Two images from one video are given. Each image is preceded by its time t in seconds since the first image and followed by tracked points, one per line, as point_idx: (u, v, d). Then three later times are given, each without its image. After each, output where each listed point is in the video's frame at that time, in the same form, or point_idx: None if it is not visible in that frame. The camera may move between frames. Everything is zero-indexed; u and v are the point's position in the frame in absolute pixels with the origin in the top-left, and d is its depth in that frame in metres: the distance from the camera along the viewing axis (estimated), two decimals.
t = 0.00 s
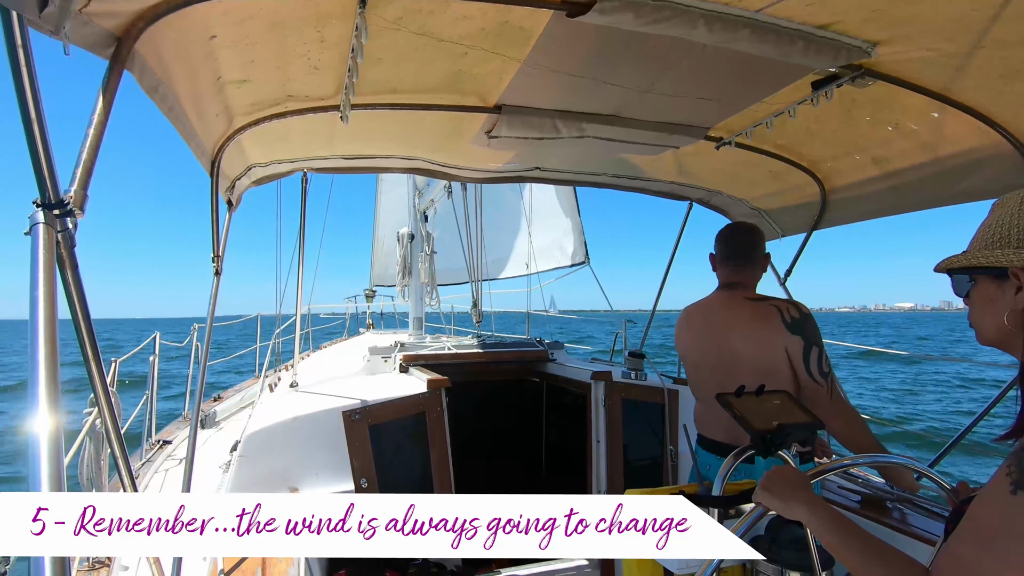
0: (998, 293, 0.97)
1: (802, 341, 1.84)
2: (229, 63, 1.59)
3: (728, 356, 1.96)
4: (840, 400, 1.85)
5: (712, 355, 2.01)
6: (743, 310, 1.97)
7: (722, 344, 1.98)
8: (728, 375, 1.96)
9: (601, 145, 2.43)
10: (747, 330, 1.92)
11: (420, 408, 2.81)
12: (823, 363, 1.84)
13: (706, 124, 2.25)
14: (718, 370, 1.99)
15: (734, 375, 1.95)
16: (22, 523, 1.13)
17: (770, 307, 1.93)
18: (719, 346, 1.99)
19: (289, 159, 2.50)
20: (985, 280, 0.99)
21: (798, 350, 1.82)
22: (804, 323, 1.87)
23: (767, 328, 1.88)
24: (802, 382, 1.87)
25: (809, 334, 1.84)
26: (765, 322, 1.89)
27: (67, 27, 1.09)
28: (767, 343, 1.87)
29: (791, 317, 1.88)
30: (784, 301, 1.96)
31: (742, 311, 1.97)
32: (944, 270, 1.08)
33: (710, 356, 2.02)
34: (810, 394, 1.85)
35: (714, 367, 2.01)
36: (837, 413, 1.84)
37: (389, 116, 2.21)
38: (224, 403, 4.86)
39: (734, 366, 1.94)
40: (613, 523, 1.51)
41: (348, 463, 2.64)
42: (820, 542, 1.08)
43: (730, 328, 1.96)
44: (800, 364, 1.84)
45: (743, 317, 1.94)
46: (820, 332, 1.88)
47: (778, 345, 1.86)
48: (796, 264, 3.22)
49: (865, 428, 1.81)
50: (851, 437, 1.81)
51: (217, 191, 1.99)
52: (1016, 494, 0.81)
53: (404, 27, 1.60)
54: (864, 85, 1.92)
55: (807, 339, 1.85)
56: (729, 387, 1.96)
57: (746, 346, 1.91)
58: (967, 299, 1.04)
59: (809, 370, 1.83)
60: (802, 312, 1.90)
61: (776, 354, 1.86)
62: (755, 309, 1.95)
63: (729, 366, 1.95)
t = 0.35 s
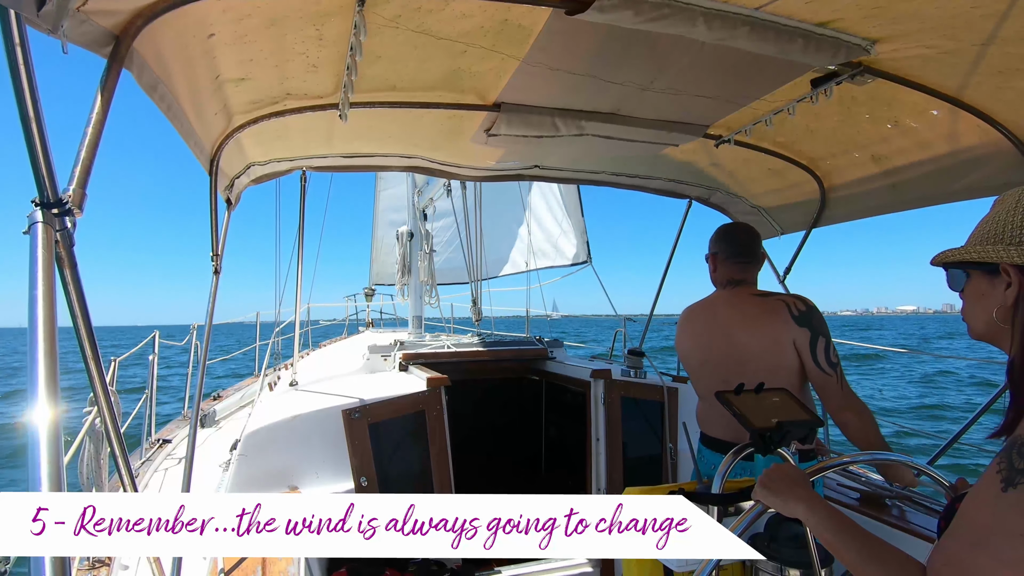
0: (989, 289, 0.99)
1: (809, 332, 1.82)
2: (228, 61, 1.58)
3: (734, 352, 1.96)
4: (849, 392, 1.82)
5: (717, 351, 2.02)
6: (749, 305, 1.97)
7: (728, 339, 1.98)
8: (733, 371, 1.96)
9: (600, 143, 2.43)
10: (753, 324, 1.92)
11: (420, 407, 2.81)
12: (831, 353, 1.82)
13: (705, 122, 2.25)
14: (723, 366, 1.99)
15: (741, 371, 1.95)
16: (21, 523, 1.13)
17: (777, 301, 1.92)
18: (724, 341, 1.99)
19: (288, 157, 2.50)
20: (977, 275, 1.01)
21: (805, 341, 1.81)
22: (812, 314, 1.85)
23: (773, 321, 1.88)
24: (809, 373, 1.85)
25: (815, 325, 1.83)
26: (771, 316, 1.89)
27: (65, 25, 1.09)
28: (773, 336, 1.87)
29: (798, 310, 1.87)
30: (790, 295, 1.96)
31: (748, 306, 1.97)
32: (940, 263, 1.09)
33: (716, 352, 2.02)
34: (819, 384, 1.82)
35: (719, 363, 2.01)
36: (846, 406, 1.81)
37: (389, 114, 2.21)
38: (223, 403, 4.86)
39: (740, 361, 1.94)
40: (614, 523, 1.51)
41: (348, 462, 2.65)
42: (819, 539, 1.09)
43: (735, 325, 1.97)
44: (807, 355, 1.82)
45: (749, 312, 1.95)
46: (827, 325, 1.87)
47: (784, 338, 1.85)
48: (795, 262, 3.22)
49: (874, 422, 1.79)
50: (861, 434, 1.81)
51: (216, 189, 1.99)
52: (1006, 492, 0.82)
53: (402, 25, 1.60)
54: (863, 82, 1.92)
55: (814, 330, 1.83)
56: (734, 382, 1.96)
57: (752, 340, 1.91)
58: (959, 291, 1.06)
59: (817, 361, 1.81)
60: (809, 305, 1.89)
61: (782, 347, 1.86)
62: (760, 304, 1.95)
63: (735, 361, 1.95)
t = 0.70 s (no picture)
0: (991, 285, 0.99)
1: (814, 334, 1.82)
2: (227, 71, 1.59)
3: (740, 355, 1.96)
4: (855, 394, 1.82)
5: (722, 355, 2.01)
6: (753, 308, 1.97)
7: (733, 343, 1.98)
8: (739, 375, 1.96)
9: (598, 150, 2.44)
10: (758, 328, 1.92)
11: (420, 415, 2.80)
12: (836, 355, 1.82)
13: (703, 128, 2.25)
14: (728, 370, 1.99)
15: (747, 374, 1.94)
16: (20, 523, 1.11)
17: (781, 304, 1.92)
18: (729, 344, 1.99)
19: (287, 167, 2.51)
20: (980, 271, 1.01)
21: (811, 344, 1.81)
22: (816, 316, 1.86)
23: (779, 324, 1.88)
24: (814, 375, 1.85)
25: (820, 327, 1.83)
26: (776, 319, 1.89)
27: (65, 37, 1.09)
28: (778, 339, 1.88)
29: (804, 313, 1.87)
30: (794, 299, 1.96)
31: (753, 308, 1.97)
32: (945, 258, 1.09)
33: (720, 356, 2.02)
34: (824, 385, 1.82)
35: (724, 367, 2.00)
36: (852, 407, 1.80)
37: (387, 122, 2.21)
38: (223, 413, 4.84)
39: (746, 365, 1.94)
40: (613, 523, 1.49)
41: (348, 470, 2.63)
42: (820, 543, 1.08)
43: (739, 328, 1.97)
44: (813, 357, 1.82)
45: (754, 316, 1.94)
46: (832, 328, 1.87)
47: (789, 341, 1.86)
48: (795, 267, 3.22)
49: (880, 425, 1.78)
50: (867, 438, 1.80)
51: (215, 200, 2.00)
52: (1004, 492, 0.81)
53: (401, 34, 1.60)
54: (860, 87, 1.92)
55: (819, 333, 1.83)
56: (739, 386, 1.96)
57: (758, 344, 1.92)
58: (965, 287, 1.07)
59: (822, 362, 1.81)
60: (813, 308, 1.89)
61: (787, 350, 1.86)
62: (765, 306, 1.94)
63: (741, 365, 1.95)
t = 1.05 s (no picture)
0: (1001, 285, 0.99)
1: (821, 337, 1.84)
2: (227, 81, 1.60)
3: (746, 359, 1.94)
4: (862, 397, 1.82)
5: (728, 359, 2.00)
6: (759, 311, 1.96)
7: (738, 347, 1.97)
8: (746, 379, 1.94)
9: (597, 157, 2.44)
10: (764, 332, 1.91)
11: (420, 424, 2.78)
12: (843, 358, 1.83)
13: (701, 135, 2.26)
14: (735, 374, 1.97)
15: (753, 380, 1.93)
16: (21, 524, 1.11)
17: (787, 308, 1.93)
18: (735, 348, 1.98)
19: (287, 176, 2.52)
20: (992, 271, 1.01)
21: (818, 347, 1.82)
22: (823, 320, 1.88)
23: (785, 327, 1.88)
24: (821, 378, 1.85)
25: (827, 330, 1.85)
26: (783, 322, 1.89)
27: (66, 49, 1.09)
28: (785, 342, 1.87)
29: (810, 317, 1.88)
30: (799, 304, 1.98)
31: (759, 312, 1.96)
32: (959, 256, 1.09)
33: (726, 360, 2.00)
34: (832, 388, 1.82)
35: (730, 371, 1.99)
36: (860, 410, 1.80)
37: (387, 131, 2.22)
38: (223, 423, 4.82)
39: (753, 369, 1.92)
40: (613, 523, 1.49)
41: (349, 479, 2.62)
42: (824, 550, 1.07)
43: (744, 333, 1.96)
44: (820, 360, 1.83)
45: (760, 319, 1.94)
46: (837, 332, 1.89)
47: (796, 344, 1.86)
48: (795, 272, 3.22)
49: (888, 428, 1.78)
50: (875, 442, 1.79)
51: (216, 210, 2.00)
52: (1010, 493, 0.80)
53: (400, 44, 1.61)
54: (857, 92, 1.93)
55: (825, 336, 1.85)
56: (746, 390, 1.94)
57: (765, 347, 1.91)
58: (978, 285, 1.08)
59: (829, 365, 1.81)
60: (819, 312, 1.91)
61: (794, 353, 1.86)
62: (770, 310, 1.95)
63: (748, 369, 1.94)
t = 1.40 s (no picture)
0: (1005, 285, 1.00)
1: (824, 338, 1.85)
2: (228, 84, 1.60)
3: (750, 361, 1.93)
4: (865, 398, 1.84)
5: (731, 361, 1.98)
6: (763, 313, 1.96)
7: (741, 349, 1.95)
8: (750, 381, 1.93)
9: (598, 160, 2.44)
10: (768, 333, 1.91)
11: (420, 426, 2.78)
12: (846, 358, 1.84)
13: (701, 138, 2.26)
14: (738, 376, 1.96)
15: (757, 382, 1.91)
16: (21, 523, 1.10)
17: (790, 309, 1.94)
18: (738, 350, 1.96)
19: (287, 178, 2.52)
20: (997, 271, 1.01)
21: (822, 348, 1.83)
22: (825, 321, 1.89)
23: (789, 329, 1.88)
24: (825, 379, 1.85)
25: (830, 331, 1.86)
26: (786, 323, 1.90)
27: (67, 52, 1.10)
28: (789, 343, 1.87)
29: (813, 318, 1.89)
30: (800, 306, 1.99)
31: (762, 314, 1.96)
32: (965, 253, 1.09)
33: (729, 362, 1.98)
34: (837, 389, 1.83)
35: (733, 373, 1.97)
36: (864, 410, 1.81)
37: (387, 134, 2.23)
38: (223, 426, 4.81)
39: (757, 371, 1.91)
40: (613, 523, 1.48)
41: (349, 482, 2.61)
42: (813, 563, 1.07)
43: (747, 336, 1.95)
44: (824, 361, 1.83)
45: (762, 321, 1.94)
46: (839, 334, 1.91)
47: (800, 345, 1.86)
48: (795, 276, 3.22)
49: (891, 429, 1.80)
50: (878, 444, 1.81)
51: (216, 212, 2.00)
52: (1013, 502, 0.79)
53: (400, 47, 1.62)
54: (857, 96, 1.93)
55: (828, 337, 1.86)
56: (750, 392, 1.93)
57: (769, 349, 1.90)
58: (982, 284, 1.09)
59: (832, 365, 1.82)
60: (821, 314, 1.92)
61: (798, 354, 1.86)
62: (773, 311, 1.95)
63: (751, 371, 1.93)
